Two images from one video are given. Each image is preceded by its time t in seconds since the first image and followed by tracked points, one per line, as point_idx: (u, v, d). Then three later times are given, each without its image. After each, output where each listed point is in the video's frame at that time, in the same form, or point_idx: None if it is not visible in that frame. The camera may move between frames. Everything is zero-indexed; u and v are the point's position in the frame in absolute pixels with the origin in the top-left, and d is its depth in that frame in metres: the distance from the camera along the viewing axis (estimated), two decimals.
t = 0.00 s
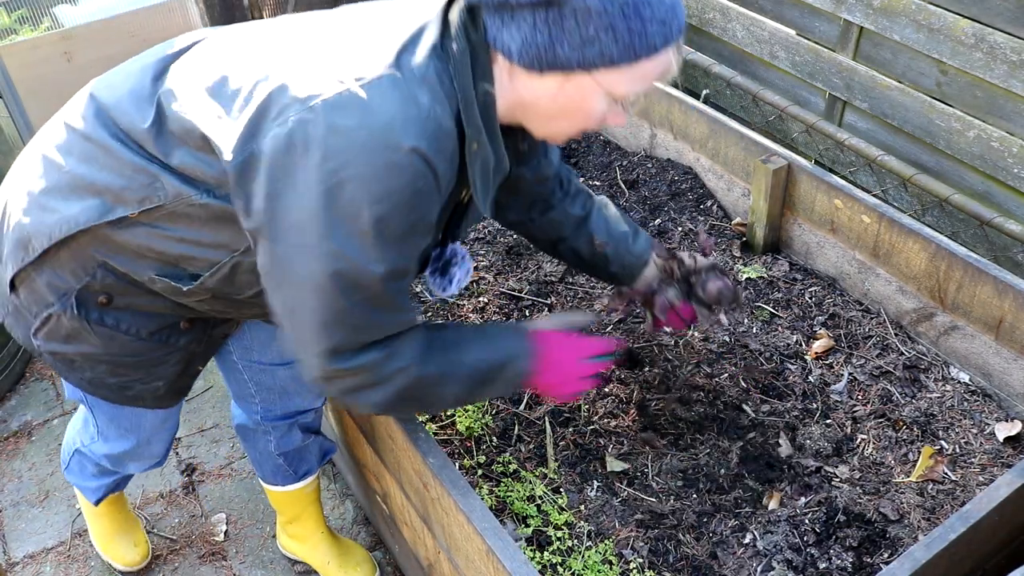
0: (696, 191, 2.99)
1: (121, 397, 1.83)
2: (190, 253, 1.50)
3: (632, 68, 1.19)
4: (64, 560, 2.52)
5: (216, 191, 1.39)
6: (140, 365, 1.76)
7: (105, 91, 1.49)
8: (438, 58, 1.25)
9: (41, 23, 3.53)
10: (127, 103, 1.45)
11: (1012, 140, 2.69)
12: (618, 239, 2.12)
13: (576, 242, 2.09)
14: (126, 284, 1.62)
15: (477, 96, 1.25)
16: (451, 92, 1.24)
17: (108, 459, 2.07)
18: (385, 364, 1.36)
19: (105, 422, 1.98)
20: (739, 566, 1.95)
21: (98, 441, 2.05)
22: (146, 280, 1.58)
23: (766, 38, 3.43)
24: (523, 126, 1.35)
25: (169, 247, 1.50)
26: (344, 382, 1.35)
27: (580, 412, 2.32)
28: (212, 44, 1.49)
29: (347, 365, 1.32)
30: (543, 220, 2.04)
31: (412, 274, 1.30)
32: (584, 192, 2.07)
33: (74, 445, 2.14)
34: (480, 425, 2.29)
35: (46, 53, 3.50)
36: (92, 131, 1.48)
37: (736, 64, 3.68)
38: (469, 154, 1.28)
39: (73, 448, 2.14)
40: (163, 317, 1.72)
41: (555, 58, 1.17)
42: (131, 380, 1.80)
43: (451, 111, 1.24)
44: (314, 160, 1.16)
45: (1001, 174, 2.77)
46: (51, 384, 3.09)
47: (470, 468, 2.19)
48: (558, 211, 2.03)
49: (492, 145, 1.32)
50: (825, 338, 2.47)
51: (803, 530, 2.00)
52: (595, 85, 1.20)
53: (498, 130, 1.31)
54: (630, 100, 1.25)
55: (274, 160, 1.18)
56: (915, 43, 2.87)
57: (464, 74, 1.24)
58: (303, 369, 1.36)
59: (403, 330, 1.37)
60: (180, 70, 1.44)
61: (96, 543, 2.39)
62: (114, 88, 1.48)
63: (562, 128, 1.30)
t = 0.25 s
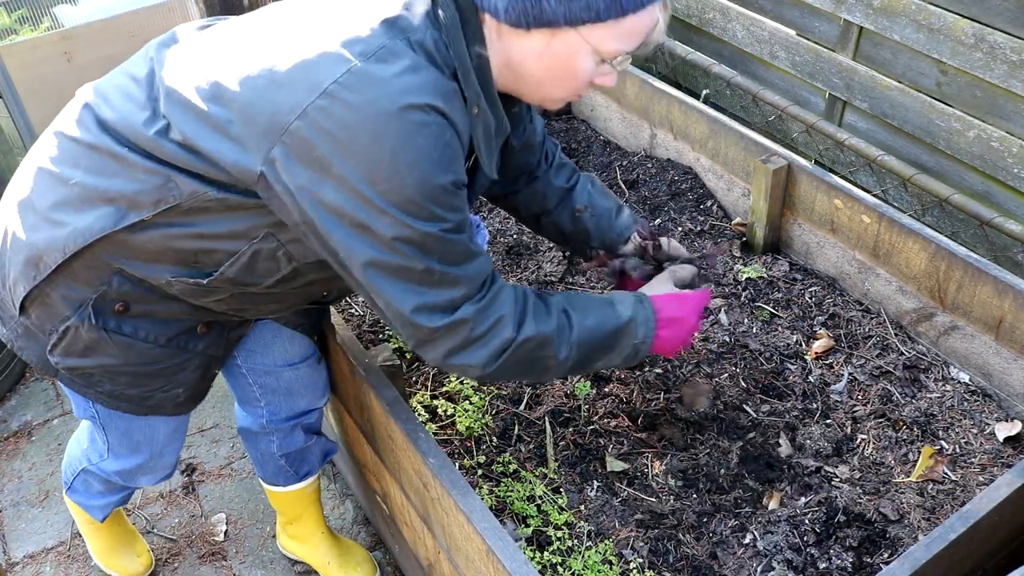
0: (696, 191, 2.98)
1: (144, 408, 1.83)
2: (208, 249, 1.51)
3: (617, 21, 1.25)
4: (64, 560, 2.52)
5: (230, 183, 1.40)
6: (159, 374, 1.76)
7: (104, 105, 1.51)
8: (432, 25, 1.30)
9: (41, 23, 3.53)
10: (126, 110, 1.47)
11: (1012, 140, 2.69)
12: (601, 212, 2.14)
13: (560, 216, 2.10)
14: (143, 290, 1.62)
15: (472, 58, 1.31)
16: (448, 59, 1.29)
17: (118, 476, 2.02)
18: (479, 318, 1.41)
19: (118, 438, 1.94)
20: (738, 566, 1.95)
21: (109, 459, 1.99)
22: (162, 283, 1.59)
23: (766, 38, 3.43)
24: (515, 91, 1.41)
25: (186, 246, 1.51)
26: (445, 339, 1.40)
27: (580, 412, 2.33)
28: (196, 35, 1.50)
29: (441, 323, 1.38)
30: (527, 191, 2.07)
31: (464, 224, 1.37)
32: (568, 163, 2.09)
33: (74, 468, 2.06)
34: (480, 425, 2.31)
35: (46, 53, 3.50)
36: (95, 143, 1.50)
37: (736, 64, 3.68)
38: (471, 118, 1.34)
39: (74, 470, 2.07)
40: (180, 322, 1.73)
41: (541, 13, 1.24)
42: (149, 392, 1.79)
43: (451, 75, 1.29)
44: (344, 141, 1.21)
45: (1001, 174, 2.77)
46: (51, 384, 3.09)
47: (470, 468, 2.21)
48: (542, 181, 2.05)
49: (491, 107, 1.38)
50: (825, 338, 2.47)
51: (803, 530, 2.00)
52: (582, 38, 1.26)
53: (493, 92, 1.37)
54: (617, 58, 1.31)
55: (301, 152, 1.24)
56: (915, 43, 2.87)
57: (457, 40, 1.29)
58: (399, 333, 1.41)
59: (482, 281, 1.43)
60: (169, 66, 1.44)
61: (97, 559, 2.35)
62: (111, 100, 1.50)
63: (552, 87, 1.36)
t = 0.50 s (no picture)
0: (696, 191, 2.98)
1: (149, 410, 1.83)
2: (213, 248, 1.51)
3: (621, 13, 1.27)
4: (64, 560, 2.52)
5: (233, 181, 1.40)
6: (163, 376, 1.76)
7: (106, 106, 1.51)
8: (438, 20, 1.28)
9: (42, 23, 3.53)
10: (128, 110, 1.46)
11: (1012, 140, 2.69)
12: (595, 204, 2.13)
13: (554, 207, 2.11)
14: (148, 291, 1.63)
15: (478, 52, 1.32)
16: (455, 53, 1.29)
17: (125, 480, 2.02)
18: (472, 321, 1.42)
19: (125, 442, 1.93)
20: (738, 566, 1.95)
21: (116, 465, 1.99)
22: (167, 283, 1.59)
23: (766, 38, 3.43)
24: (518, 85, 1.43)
25: (191, 245, 1.51)
26: (436, 342, 1.41)
27: (580, 412, 2.33)
28: (198, 31, 1.50)
29: (434, 325, 1.39)
30: (522, 182, 2.08)
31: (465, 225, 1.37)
32: (563, 154, 2.11)
33: (77, 472, 2.05)
34: (481, 425, 2.31)
35: (46, 53, 3.50)
36: (98, 144, 1.50)
37: (736, 64, 3.68)
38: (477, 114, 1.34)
39: (77, 475, 2.05)
40: (185, 322, 1.73)
41: (548, 5, 1.24)
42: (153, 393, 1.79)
43: (457, 70, 1.29)
44: (350, 138, 1.21)
45: (1001, 174, 2.77)
46: (51, 384, 3.09)
47: (470, 468, 2.21)
48: (536, 172, 2.07)
49: (496, 102, 1.39)
50: (825, 338, 2.47)
51: (803, 530, 1.99)
52: (587, 31, 1.28)
53: (498, 86, 1.38)
54: (621, 50, 1.33)
55: (307, 148, 1.24)
56: (915, 43, 2.87)
57: (464, 36, 1.29)
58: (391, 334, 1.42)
59: (476, 284, 1.43)
60: (171, 63, 1.44)
61: (99, 562, 2.35)
62: (114, 100, 1.50)
63: (556, 81, 1.38)
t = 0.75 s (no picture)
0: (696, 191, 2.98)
1: (148, 408, 1.83)
2: (215, 248, 1.51)
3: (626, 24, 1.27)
4: (64, 560, 2.52)
5: (235, 182, 1.41)
6: (163, 374, 1.76)
7: (108, 106, 1.51)
8: (443, 26, 1.28)
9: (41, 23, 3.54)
10: (131, 110, 1.46)
11: (1012, 140, 2.69)
12: (595, 170, 2.12)
13: (556, 182, 2.11)
14: (150, 290, 1.63)
15: (483, 58, 1.31)
16: (458, 59, 1.29)
17: (124, 476, 2.03)
18: (461, 329, 1.43)
19: (125, 439, 1.93)
20: (738, 566, 1.95)
21: (117, 462, 1.99)
22: (168, 283, 1.59)
23: (766, 38, 3.43)
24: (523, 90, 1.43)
25: (192, 246, 1.51)
26: (425, 348, 1.42)
27: (580, 412, 2.33)
28: (202, 30, 1.49)
29: (425, 332, 1.39)
30: (519, 165, 2.09)
31: (462, 234, 1.37)
32: (555, 129, 2.11)
33: (76, 468, 2.05)
34: (481, 425, 2.31)
35: (46, 54, 3.50)
36: (100, 144, 1.50)
37: (736, 64, 3.68)
38: (479, 119, 1.34)
39: (76, 471, 2.06)
40: (185, 321, 1.73)
41: (554, 12, 1.24)
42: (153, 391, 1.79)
43: (461, 76, 1.29)
44: (352, 143, 1.21)
45: (1001, 174, 2.77)
46: (51, 384, 3.09)
47: (470, 468, 2.21)
48: (531, 153, 2.07)
49: (498, 107, 1.39)
50: (825, 338, 2.47)
51: (803, 530, 1.99)
52: (592, 39, 1.27)
53: (501, 91, 1.37)
54: (625, 59, 1.33)
55: (309, 152, 1.24)
56: (915, 42, 2.87)
57: (469, 42, 1.29)
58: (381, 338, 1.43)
59: (468, 293, 1.44)
60: (173, 63, 1.44)
61: (99, 560, 2.35)
62: (116, 100, 1.50)
63: (558, 87, 1.37)
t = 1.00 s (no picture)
0: (696, 191, 2.98)
1: (147, 407, 1.83)
2: (216, 247, 1.51)
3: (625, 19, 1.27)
4: (64, 560, 2.52)
5: (236, 179, 1.40)
6: (163, 374, 1.76)
7: (108, 104, 1.51)
8: (443, 23, 1.27)
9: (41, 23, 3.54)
10: (131, 108, 1.46)
11: (1012, 140, 2.69)
12: (585, 204, 2.11)
13: (545, 206, 2.09)
14: (150, 289, 1.63)
15: (483, 54, 1.31)
16: (458, 56, 1.28)
17: (125, 477, 2.03)
18: (454, 324, 1.45)
19: (126, 440, 1.93)
20: (738, 566, 1.95)
21: (118, 463, 1.99)
22: (169, 282, 1.59)
23: (766, 38, 3.43)
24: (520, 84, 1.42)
25: (193, 245, 1.51)
26: (418, 341, 1.44)
27: (580, 412, 2.33)
28: (202, 27, 1.49)
29: (418, 327, 1.41)
30: (515, 179, 2.08)
31: (458, 230, 1.37)
32: (557, 154, 2.10)
33: (77, 469, 2.05)
34: (481, 425, 2.31)
35: (46, 54, 3.50)
36: (100, 142, 1.50)
37: (736, 64, 3.68)
38: (479, 116, 1.34)
39: (77, 472, 2.06)
40: (186, 321, 1.73)
41: (554, 8, 1.24)
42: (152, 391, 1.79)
43: (462, 72, 1.28)
44: (351, 140, 1.21)
45: (1001, 174, 2.77)
46: (51, 384, 3.09)
47: (470, 468, 2.21)
48: (529, 170, 2.06)
49: (499, 103, 1.38)
50: (825, 339, 2.47)
51: (803, 530, 1.99)
52: (591, 35, 1.27)
53: (501, 87, 1.37)
54: (623, 53, 1.33)
55: (308, 149, 1.23)
56: (915, 42, 2.87)
57: (468, 39, 1.28)
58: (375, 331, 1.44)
59: (461, 288, 1.45)
60: (173, 60, 1.44)
61: (100, 561, 2.35)
62: (116, 99, 1.49)
63: (557, 82, 1.37)
